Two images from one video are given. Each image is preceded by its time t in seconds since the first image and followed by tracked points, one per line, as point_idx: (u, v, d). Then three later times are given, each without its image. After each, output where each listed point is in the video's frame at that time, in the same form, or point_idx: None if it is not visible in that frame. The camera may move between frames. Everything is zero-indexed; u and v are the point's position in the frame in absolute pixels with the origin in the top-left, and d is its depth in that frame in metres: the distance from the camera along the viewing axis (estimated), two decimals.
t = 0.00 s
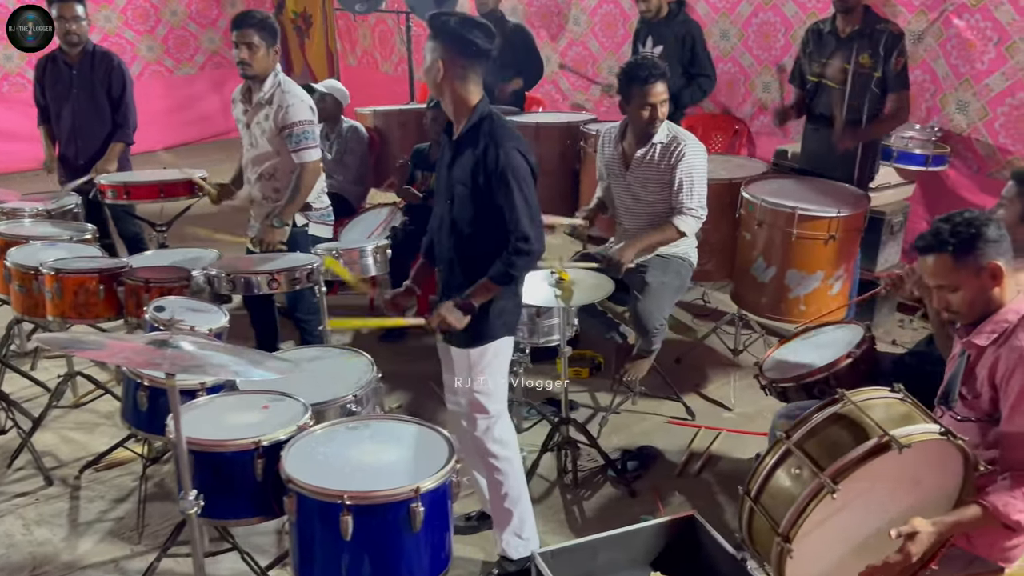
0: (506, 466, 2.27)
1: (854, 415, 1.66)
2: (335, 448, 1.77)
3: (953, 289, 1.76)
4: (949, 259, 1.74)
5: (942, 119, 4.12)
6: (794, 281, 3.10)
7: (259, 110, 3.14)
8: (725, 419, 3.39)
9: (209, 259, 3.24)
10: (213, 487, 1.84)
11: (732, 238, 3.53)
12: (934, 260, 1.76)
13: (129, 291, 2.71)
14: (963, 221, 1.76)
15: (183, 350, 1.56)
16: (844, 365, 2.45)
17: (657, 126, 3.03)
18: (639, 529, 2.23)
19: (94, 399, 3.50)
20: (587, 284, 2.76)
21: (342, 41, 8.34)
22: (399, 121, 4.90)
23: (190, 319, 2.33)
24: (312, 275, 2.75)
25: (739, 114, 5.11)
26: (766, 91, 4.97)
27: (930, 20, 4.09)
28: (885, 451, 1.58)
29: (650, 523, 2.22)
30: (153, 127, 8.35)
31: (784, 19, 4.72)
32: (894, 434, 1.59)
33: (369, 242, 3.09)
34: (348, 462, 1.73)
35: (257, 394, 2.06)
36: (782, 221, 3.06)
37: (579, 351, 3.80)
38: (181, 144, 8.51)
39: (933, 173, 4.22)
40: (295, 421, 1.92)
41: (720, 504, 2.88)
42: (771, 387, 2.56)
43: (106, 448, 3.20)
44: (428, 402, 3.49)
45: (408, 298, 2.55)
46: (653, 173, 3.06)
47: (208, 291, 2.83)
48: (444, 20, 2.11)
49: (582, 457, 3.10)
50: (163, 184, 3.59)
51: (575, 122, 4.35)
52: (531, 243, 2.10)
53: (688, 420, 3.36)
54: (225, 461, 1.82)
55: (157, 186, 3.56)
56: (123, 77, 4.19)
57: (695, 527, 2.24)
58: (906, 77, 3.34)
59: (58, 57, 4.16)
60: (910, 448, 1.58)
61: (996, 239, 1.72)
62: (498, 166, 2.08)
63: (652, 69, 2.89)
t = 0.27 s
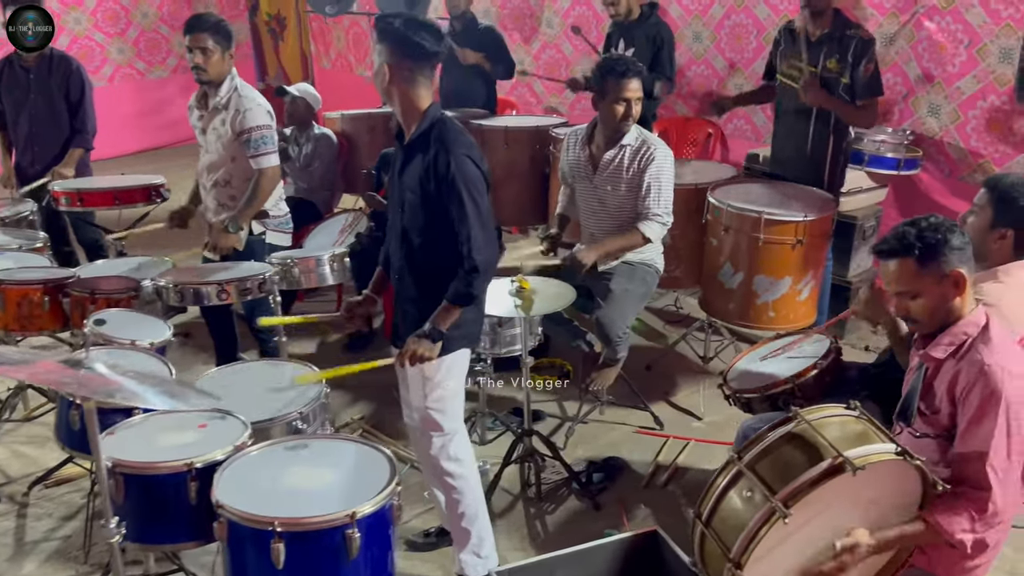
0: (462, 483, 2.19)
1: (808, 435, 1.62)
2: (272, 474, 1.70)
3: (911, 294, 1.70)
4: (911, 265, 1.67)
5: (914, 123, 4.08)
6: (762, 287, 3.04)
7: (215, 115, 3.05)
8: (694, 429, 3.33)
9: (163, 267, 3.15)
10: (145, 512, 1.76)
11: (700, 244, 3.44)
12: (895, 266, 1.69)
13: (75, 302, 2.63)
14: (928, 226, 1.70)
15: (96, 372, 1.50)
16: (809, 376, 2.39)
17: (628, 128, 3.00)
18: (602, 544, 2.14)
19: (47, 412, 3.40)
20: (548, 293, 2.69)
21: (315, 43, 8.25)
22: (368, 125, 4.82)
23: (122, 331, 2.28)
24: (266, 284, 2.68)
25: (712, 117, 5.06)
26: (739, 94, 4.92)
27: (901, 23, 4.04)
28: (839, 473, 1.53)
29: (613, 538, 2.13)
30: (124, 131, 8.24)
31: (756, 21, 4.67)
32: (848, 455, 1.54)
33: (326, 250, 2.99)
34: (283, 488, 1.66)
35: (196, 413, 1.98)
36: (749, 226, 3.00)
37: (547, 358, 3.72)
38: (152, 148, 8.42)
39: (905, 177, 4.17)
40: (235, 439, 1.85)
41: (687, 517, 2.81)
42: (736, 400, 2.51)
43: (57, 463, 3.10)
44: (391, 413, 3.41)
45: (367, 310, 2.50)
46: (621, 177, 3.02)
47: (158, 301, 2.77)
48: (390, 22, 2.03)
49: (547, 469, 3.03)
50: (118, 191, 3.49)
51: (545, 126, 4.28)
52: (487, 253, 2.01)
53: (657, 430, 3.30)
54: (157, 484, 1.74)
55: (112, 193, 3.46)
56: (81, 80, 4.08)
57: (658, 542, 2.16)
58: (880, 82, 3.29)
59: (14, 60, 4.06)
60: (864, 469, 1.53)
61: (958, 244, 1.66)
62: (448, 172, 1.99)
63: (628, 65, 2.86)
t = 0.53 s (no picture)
0: (426, 513, 2.13)
1: (754, 470, 1.64)
2: (210, 507, 1.64)
3: (889, 307, 1.70)
4: (900, 276, 1.67)
5: (896, 132, 4.03)
6: (736, 302, 3.00)
7: (178, 125, 2.97)
8: (670, 445, 3.26)
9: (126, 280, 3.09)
10: (80, 546, 1.68)
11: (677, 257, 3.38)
12: (880, 273, 1.70)
13: (26, 321, 2.60)
14: (930, 242, 1.70)
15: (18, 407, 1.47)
16: (781, 397, 2.32)
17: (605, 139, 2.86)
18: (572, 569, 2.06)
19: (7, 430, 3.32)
20: (517, 310, 2.62)
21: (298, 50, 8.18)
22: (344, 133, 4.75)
23: (66, 353, 2.28)
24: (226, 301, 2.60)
25: (693, 125, 5.00)
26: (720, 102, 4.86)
27: (882, 31, 4.00)
28: (782, 508, 1.53)
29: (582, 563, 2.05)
30: (103, 138, 8.23)
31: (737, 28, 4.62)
32: (792, 490, 1.55)
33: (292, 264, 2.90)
34: (221, 523, 1.59)
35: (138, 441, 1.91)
36: (723, 240, 2.96)
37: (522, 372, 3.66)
38: (130, 156, 8.44)
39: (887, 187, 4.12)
40: (180, 469, 1.78)
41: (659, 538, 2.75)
42: (707, 419, 2.45)
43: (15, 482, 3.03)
44: (361, 430, 3.34)
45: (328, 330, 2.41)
46: (597, 191, 2.89)
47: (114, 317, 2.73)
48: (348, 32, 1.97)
49: (517, 489, 2.96)
50: (82, 203, 3.41)
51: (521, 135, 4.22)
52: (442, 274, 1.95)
53: (632, 447, 3.23)
54: (93, 518, 1.67)
55: (75, 205, 3.38)
56: (49, 89, 4.00)
57: (627, 568, 2.09)
58: (851, 90, 3.31)
59: None
60: (809, 504, 1.54)
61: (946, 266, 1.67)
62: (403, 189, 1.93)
63: (610, 72, 2.74)
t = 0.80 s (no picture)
0: (385, 541, 2.12)
1: (705, 510, 1.62)
2: (143, 534, 1.58)
3: (848, 323, 1.65)
4: (866, 293, 1.63)
5: (878, 141, 3.99)
6: (711, 316, 2.95)
7: (143, 135, 2.93)
8: (645, 460, 3.21)
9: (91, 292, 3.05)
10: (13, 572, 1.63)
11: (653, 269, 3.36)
12: (845, 289, 1.66)
13: None
14: (900, 263, 1.67)
15: None
16: (749, 415, 2.26)
17: (577, 149, 2.81)
18: None
19: None
20: (483, 325, 2.57)
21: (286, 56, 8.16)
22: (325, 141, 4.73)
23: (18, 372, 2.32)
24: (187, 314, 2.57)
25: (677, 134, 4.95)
26: (705, 110, 4.81)
27: (864, 40, 3.96)
28: (731, 553, 1.50)
29: None
30: (91, 144, 8.23)
31: (720, 36, 4.57)
32: (742, 533, 1.52)
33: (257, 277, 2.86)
34: (154, 550, 1.54)
35: (84, 461, 1.87)
36: (697, 253, 2.91)
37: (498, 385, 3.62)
38: (118, 163, 8.43)
39: (869, 197, 4.07)
40: (119, 492, 1.73)
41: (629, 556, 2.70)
42: (674, 437, 2.39)
43: None
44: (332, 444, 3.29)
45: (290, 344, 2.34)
46: (570, 202, 2.83)
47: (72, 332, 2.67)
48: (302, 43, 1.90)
49: (487, 506, 2.91)
50: (51, 213, 3.37)
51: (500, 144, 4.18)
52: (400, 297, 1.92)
53: (606, 461, 3.19)
54: (26, 544, 1.61)
55: (42, 215, 3.34)
56: (22, 96, 3.96)
57: None
58: (832, 96, 3.20)
59: None
60: (758, 548, 1.51)
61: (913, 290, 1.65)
62: (358, 210, 1.87)
63: (580, 82, 2.69)
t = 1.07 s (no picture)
0: (347, 559, 2.11)
1: (657, 542, 1.59)
2: (77, 552, 1.56)
3: (798, 343, 1.61)
4: (818, 314, 1.59)
5: (863, 148, 3.95)
6: (685, 325, 2.92)
7: (113, 142, 2.91)
8: (621, 470, 3.18)
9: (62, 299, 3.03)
10: None
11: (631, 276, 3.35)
12: (796, 308, 1.61)
13: None
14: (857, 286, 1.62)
15: None
16: (713, 428, 2.23)
17: (546, 158, 2.78)
18: None
19: None
20: (447, 336, 2.53)
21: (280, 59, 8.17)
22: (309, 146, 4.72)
23: None
24: (150, 322, 2.54)
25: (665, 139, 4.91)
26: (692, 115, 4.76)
27: (848, 45, 3.92)
28: None
29: None
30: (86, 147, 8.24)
31: (706, 41, 4.54)
32: (698, 564, 1.51)
33: (225, 284, 2.82)
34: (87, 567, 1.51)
35: (28, 476, 1.84)
36: (671, 262, 2.88)
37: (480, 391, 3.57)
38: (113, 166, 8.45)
39: (854, 204, 4.03)
40: (57, 508, 1.70)
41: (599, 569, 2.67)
42: (639, 450, 2.37)
43: None
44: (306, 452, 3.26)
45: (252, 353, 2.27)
46: (540, 211, 2.80)
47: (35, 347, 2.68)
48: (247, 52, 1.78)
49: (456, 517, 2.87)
50: (24, 219, 3.35)
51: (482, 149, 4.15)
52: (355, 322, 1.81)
53: (581, 471, 3.15)
54: None
55: (16, 220, 3.32)
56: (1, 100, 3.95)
57: None
58: (810, 103, 3.18)
59: None
60: None
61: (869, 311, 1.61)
62: (305, 230, 1.75)
63: (545, 91, 2.68)
